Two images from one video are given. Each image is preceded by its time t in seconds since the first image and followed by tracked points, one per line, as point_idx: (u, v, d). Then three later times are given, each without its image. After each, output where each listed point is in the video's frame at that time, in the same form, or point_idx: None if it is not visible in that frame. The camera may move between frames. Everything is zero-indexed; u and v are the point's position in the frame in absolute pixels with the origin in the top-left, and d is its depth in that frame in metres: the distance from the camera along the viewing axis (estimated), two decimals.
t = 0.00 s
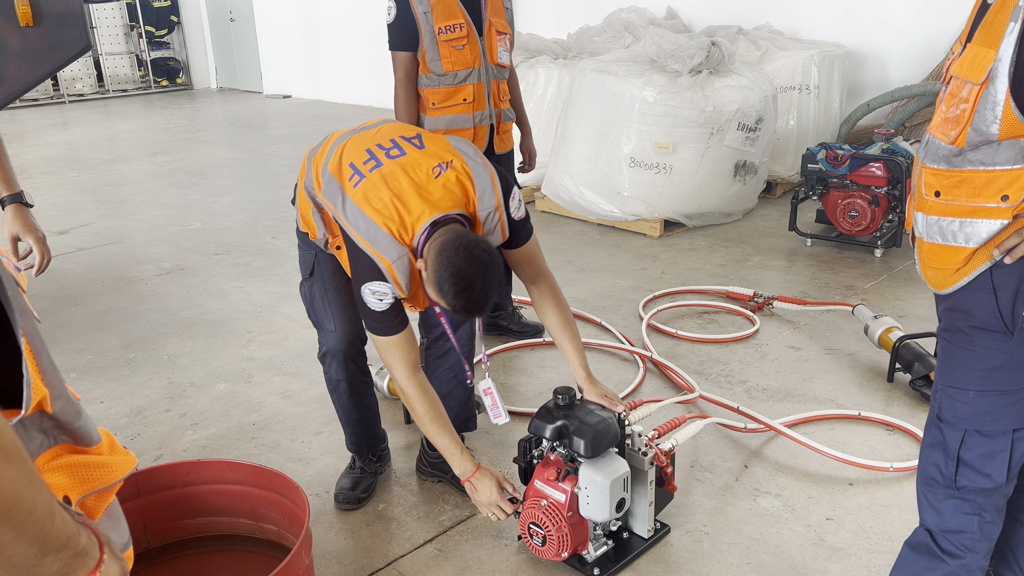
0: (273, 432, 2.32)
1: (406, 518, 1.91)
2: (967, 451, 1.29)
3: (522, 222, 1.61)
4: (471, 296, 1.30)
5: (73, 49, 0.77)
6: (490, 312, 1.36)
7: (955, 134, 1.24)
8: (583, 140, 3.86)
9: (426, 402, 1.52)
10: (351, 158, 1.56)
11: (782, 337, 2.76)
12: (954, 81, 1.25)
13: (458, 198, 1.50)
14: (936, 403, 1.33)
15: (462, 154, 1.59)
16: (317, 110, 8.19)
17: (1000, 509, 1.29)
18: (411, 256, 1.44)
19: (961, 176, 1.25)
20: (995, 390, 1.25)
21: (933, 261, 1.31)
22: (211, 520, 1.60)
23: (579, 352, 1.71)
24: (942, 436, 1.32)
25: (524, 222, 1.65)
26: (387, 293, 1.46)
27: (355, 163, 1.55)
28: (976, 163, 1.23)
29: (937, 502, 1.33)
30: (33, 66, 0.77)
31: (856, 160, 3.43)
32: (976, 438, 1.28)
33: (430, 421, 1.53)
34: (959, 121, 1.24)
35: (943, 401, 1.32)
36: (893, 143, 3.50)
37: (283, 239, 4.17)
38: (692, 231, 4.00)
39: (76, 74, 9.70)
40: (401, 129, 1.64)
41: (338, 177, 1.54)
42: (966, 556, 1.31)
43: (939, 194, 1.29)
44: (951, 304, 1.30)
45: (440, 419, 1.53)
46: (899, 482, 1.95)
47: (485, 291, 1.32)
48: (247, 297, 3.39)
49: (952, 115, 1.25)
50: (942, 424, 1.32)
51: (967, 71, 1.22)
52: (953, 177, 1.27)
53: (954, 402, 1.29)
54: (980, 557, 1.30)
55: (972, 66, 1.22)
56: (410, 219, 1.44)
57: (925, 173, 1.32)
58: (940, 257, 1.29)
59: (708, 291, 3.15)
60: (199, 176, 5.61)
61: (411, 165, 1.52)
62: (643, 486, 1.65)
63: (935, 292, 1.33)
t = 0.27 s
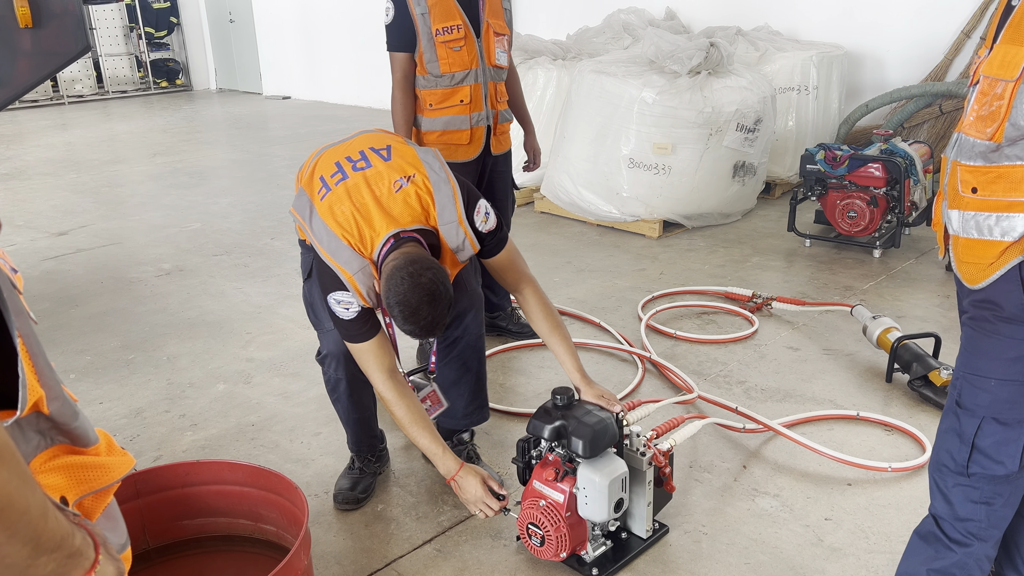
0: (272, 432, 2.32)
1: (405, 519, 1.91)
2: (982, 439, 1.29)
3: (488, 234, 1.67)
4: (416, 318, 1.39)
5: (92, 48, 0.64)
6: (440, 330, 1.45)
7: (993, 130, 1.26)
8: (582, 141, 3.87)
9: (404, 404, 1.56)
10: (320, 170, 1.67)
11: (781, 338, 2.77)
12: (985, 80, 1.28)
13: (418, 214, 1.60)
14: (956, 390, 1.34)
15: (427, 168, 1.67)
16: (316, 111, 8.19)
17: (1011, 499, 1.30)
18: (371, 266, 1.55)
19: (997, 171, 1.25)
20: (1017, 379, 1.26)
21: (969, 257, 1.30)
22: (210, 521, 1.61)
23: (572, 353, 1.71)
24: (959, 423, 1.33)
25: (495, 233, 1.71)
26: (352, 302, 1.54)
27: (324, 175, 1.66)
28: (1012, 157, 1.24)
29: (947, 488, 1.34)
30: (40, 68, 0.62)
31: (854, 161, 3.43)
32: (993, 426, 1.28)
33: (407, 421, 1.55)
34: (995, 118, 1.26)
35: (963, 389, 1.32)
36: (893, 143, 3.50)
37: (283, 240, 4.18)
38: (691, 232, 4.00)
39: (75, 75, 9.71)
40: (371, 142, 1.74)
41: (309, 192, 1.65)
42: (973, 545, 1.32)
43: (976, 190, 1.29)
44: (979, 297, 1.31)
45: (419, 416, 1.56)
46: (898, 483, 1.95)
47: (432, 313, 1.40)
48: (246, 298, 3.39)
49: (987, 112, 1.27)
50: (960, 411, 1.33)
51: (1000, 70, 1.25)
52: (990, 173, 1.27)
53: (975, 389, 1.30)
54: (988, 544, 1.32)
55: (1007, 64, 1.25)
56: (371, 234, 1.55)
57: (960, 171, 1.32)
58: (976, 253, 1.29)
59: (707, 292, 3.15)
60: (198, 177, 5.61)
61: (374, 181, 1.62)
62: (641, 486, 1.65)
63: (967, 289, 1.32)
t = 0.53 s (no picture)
0: (271, 433, 2.32)
1: (404, 519, 1.91)
2: (998, 439, 1.29)
3: (486, 230, 1.66)
4: (409, 305, 1.38)
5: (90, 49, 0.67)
6: (434, 320, 1.44)
7: (1003, 123, 1.26)
8: (581, 141, 3.87)
9: (409, 397, 1.56)
10: (320, 168, 1.68)
11: (780, 337, 2.77)
12: (997, 74, 1.29)
13: (413, 208, 1.60)
14: (971, 391, 1.33)
15: (424, 164, 1.67)
16: (315, 112, 8.19)
17: None
18: (365, 261, 1.56)
19: (1006, 166, 1.26)
20: None
21: (975, 252, 1.31)
22: (209, 521, 1.60)
23: (571, 354, 1.71)
24: (974, 424, 1.33)
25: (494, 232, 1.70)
26: (347, 296, 1.54)
27: (323, 172, 1.67)
28: (1021, 152, 1.24)
29: (964, 489, 1.34)
30: (41, 69, 0.65)
31: (853, 160, 3.43)
32: (1008, 426, 1.28)
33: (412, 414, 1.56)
34: (1005, 111, 1.26)
35: (977, 389, 1.32)
36: (891, 143, 3.50)
37: (282, 241, 4.17)
38: (690, 232, 4.00)
39: (74, 76, 9.71)
40: (372, 140, 1.75)
41: (308, 189, 1.67)
42: (991, 543, 1.31)
43: (984, 184, 1.30)
44: (987, 296, 1.31)
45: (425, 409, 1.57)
46: (897, 482, 1.95)
47: (425, 300, 1.39)
48: (245, 299, 3.39)
49: (997, 105, 1.28)
50: (975, 412, 1.32)
51: (1013, 63, 1.26)
52: (998, 168, 1.27)
53: (989, 390, 1.30)
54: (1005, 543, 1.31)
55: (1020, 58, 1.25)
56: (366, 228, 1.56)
57: (969, 165, 1.33)
58: (982, 248, 1.30)
59: (706, 292, 3.15)
60: (197, 178, 5.61)
61: (369, 176, 1.63)
62: (640, 487, 1.65)
63: (972, 284, 1.33)
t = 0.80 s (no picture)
0: (270, 433, 2.32)
1: (403, 519, 1.91)
2: (998, 437, 1.29)
3: (503, 219, 1.67)
4: (429, 276, 1.38)
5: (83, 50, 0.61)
6: (454, 293, 1.43)
7: (1005, 120, 1.26)
8: (579, 140, 3.87)
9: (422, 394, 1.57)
10: (336, 158, 1.68)
11: (778, 336, 2.77)
12: (999, 72, 1.28)
13: (429, 196, 1.59)
14: (971, 389, 1.33)
15: (441, 151, 1.67)
16: (313, 112, 8.18)
17: None
18: (381, 249, 1.55)
19: (1008, 164, 1.26)
20: None
21: (975, 251, 1.31)
22: (208, 522, 1.60)
23: (572, 353, 1.71)
24: (974, 422, 1.33)
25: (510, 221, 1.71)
26: (363, 287, 1.54)
27: (339, 163, 1.67)
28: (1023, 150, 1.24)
29: (964, 488, 1.34)
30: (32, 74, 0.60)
31: (851, 159, 3.43)
32: (1008, 424, 1.28)
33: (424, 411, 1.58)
34: (1007, 109, 1.26)
35: (976, 387, 1.32)
36: (889, 141, 3.50)
37: (280, 241, 4.17)
38: (688, 231, 4.00)
39: (72, 77, 9.71)
40: (389, 130, 1.75)
41: (324, 179, 1.67)
42: (990, 541, 1.32)
43: (985, 183, 1.30)
44: (987, 295, 1.31)
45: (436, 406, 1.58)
46: (895, 480, 1.95)
47: (445, 268, 1.39)
48: (244, 299, 3.38)
49: (1000, 103, 1.27)
50: (975, 410, 1.32)
51: (1016, 61, 1.26)
52: (1000, 166, 1.27)
53: (988, 387, 1.30)
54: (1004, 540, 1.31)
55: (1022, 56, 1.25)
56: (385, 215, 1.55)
57: (970, 163, 1.32)
58: (982, 247, 1.30)
59: (705, 291, 3.15)
60: (196, 178, 5.60)
61: (385, 164, 1.62)
62: (638, 486, 1.65)
63: (971, 283, 1.33)
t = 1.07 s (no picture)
0: (267, 432, 2.32)
1: (401, 518, 1.90)
2: (996, 436, 1.29)
3: (516, 212, 1.66)
4: (445, 241, 1.38)
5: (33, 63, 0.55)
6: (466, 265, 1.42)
7: (1003, 117, 1.26)
8: (576, 137, 3.86)
9: (409, 368, 1.62)
10: (353, 138, 1.66)
11: (776, 333, 2.77)
12: (995, 69, 1.28)
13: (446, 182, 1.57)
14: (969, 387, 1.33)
15: (460, 141, 1.66)
16: (310, 110, 8.17)
17: None
18: (387, 228, 1.51)
19: (1006, 161, 1.26)
20: None
21: (973, 248, 1.31)
22: (205, 522, 1.60)
23: (572, 350, 1.71)
24: (972, 420, 1.33)
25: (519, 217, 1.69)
26: (363, 267, 1.53)
27: (355, 143, 1.65)
28: (1021, 147, 1.24)
29: (961, 487, 1.34)
30: None
31: (848, 156, 3.42)
32: (1007, 423, 1.28)
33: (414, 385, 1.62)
34: (1005, 105, 1.26)
35: (975, 386, 1.32)
36: (886, 138, 3.50)
37: (277, 240, 4.16)
38: (686, 229, 4.00)
39: (69, 76, 9.68)
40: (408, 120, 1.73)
41: (338, 156, 1.64)
42: (988, 539, 1.31)
43: (982, 180, 1.29)
44: (986, 293, 1.30)
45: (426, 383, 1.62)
46: (893, 477, 1.95)
47: (462, 235, 1.39)
48: (241, 298, 3.38)
49: (997, 99, 1.27)
50: (973, 409, 1.32)
51: (1013, 57, 1.25)
52: (998, 163, 1.27)
53: (987, 386, 1.30)
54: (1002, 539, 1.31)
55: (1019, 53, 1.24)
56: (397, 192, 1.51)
57: (966, 160, 1.32)
58: (980, 244, 1.29)
59: (702, 288, 3.15)
60: (193, 177, 5.59)
61: (404, 147, 1.60)
62: (636, 484, 1.65)
63: (969, 281, 1.33)
